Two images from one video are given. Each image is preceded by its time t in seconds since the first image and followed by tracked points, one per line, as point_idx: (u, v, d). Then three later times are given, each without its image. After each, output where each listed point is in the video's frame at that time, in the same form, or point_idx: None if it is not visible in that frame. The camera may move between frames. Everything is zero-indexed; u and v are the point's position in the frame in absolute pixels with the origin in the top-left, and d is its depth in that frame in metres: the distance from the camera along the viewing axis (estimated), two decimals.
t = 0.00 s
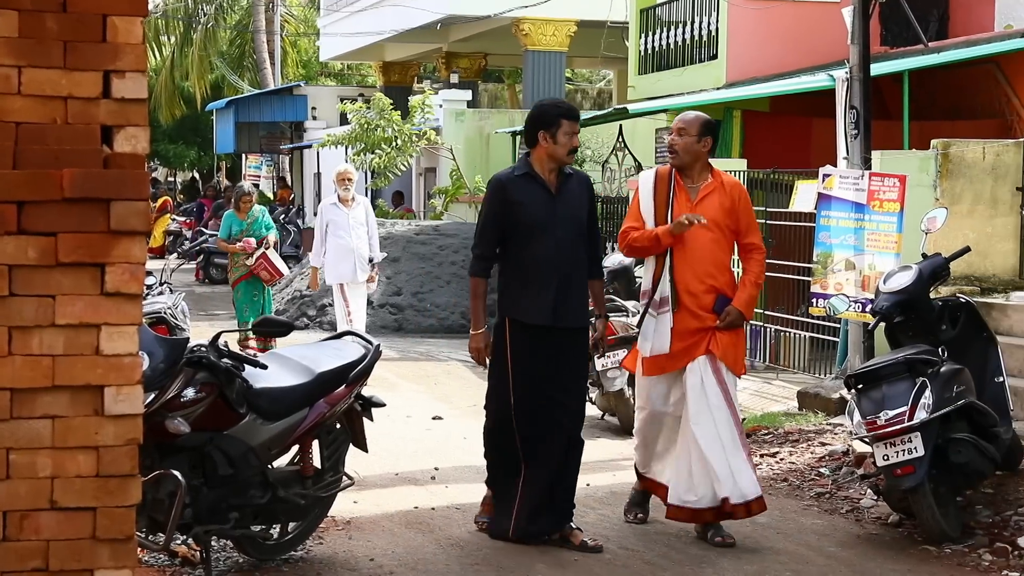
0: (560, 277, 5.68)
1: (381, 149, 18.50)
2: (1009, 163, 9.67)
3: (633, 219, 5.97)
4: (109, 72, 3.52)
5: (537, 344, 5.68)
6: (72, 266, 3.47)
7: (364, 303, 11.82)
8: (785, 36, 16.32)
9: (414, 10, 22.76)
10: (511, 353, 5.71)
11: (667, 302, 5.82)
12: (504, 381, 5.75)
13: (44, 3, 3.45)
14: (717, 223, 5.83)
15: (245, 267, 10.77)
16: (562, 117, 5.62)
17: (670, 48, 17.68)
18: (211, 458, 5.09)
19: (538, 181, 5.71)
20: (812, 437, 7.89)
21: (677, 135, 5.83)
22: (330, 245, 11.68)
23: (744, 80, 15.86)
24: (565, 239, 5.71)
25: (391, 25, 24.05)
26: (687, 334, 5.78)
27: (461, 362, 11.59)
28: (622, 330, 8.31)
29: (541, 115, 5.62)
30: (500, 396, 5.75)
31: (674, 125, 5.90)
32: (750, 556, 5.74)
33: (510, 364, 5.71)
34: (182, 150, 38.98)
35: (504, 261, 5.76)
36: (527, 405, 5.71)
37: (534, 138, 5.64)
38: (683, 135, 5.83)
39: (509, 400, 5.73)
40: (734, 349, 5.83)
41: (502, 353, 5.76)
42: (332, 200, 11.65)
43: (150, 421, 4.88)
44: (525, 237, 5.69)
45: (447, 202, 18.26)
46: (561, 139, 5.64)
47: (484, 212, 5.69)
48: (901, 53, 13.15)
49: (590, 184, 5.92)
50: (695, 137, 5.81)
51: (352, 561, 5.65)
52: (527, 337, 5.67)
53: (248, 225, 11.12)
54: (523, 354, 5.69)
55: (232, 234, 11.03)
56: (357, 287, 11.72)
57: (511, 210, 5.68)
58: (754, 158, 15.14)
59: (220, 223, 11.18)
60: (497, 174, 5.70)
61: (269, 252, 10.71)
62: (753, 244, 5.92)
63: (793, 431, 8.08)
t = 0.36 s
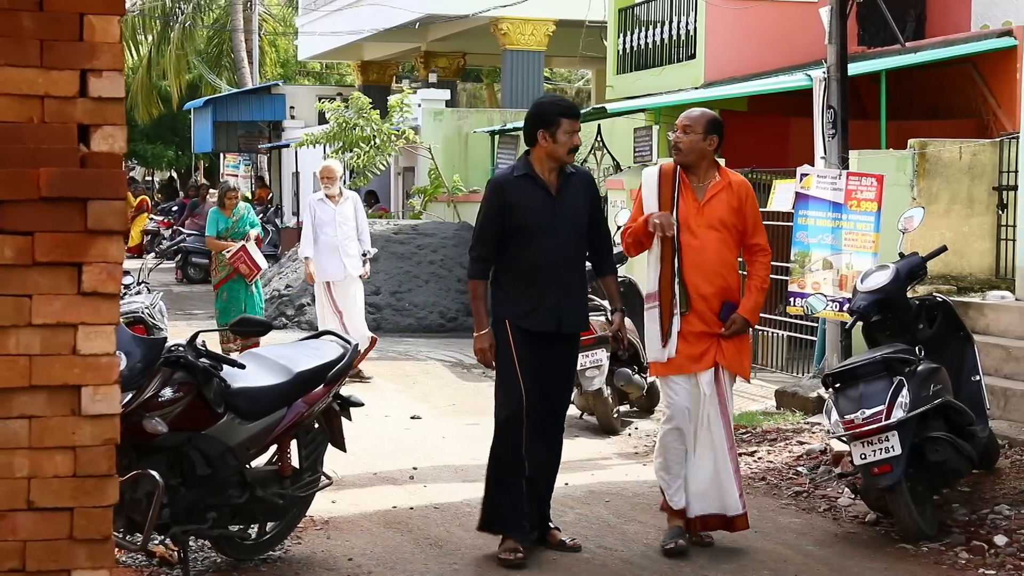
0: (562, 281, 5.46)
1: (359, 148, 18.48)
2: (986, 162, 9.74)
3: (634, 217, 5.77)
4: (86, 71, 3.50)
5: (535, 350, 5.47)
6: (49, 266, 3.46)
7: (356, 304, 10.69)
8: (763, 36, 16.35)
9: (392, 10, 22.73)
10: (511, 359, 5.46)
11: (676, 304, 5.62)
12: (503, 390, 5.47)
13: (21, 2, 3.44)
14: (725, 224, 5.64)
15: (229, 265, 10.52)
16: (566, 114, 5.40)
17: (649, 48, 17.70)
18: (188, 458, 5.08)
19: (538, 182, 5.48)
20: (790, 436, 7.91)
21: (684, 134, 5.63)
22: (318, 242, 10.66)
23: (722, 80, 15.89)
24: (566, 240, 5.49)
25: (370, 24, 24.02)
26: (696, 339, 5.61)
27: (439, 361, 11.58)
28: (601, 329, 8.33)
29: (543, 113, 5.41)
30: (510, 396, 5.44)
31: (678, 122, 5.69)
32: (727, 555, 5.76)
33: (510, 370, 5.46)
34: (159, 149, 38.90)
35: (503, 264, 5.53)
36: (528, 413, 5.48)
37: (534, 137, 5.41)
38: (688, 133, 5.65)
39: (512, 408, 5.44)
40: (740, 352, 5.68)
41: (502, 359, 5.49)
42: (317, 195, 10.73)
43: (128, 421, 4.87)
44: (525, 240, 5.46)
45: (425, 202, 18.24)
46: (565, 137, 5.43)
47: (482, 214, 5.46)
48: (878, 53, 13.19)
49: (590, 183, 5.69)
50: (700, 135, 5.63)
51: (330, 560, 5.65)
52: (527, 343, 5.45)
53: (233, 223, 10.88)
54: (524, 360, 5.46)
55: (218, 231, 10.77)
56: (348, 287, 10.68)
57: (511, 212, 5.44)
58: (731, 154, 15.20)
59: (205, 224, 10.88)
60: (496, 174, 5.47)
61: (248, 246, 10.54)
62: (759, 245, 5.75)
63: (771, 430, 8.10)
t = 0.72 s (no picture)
0: (546, 284, 5.34)
1: (335, 148, 18.44)
2: (960, 162, 9.79)
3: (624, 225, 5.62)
4: (61, 70, 3.47)
5: (523, 357, 5.32)
6: (24, 265, 3.45)
7: (342, 309, 10.24)
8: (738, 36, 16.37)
9: (368, 9, 22.70)
10: (500, 367, 5.28)
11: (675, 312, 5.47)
12: (494, 398, 5.29)
13: None
14: (719, 225, 5.53)
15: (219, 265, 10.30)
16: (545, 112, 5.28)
17: (625, 47, 17.72)
18: (164, 458, 5.06)
19: (519, 183, 5.34)
20: (765, 435, 7.93)
21: (669, 136, 5.50)
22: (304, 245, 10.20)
23: (698, 80, 15.91)
24: (550, 242, 5.37)
25: (346, 24, 23.98)
26: (700, 345, 5.47)
27: (414, 361, 11.58)
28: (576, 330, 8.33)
29: (520, 112, 5.28)
30: (503, 407, 5.26)
31: (660, 125, 5.55)
32: (703, 554, 5.76)
33: (500, 378, 5.29)
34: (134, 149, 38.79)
35: (484, 270, 5.38)
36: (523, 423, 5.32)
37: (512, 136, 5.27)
38: (673, 135, 5.50)
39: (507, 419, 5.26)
40: (740, 356, 5.58)
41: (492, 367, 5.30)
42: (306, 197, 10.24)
43: (103, 421, 4.88)
44: (509, 242, 5.31)
45: (402, 202, 18.22)
46: (545, 135, 5.30)
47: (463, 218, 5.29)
48: (853, 53, 13.22)
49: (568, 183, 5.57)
50: (684, 136, 5.50)
51: (306, 561, 5.64)
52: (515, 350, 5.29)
53: (226, 223, 10.59)
54: (515, 366, 5.29)
55: (207, 232, 10.49)
56: (334, 293, 10.21)
57: (493, 214, 5.29)
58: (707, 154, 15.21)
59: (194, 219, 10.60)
60: (474, 176, 5.31)
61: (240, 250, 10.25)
62: (749, 245, 5.65)
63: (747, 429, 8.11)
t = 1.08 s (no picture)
0: (530, 280, 5.16)
1: (311, 147, 18.42)
2: (935, 162, 9.83)
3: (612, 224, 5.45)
4: (35, 69, 3.44)
5: (509, 356, 5.11)
6: None
7: (324, 308, 10.24)
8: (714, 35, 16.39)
9: (344, 8, 22.67)
10: (478, 368, 5.13)
11: (662, 315, 5.30)
12: (472, 397, 5.15)
13: None
14: (711, 225, 5.34)
15: (210, 270, 9.86)
16: (524, 104, 5.10)
17: (602, 47, 17.73)
18: (139, 458, 5.05)
19: (499, 176, 5.17)
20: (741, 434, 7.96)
21: (669, 135, 5.31)
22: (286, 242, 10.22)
23: (674, 79, 15.92)
24: (532, 238, 5.19)
25: (322, 23, 23.95)
26: (690, 349, 5.22)
27: (391, 361, 11.57)
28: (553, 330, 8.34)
29: (498, 103, 5.10)
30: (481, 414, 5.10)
31: (664, 125, 5.36)
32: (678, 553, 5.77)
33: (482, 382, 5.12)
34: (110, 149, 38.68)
35: (467, 267, 5.20)
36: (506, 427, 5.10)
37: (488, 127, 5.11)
38: (680, 136, 5.31)
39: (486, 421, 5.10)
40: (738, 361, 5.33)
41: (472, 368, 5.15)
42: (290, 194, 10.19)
43: (78, 421, 4.85)
44: (489, 238, 5.14)
45: (378, 201, 18.19)
46: (523, 128, 5.11)
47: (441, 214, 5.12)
48: (829, 53, 13.25)
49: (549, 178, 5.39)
50: (691, 136, 5.31)
51: (283, 561, 5.63)
52: (500, 349, 5.11)
53: (212, 226, 10.14)
54: (495, 367, 5.11)
55: (194, 237, 10.04)
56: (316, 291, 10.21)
57: (473, 209, 5.11)
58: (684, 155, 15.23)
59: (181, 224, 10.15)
60: (453, 170, 5.15)
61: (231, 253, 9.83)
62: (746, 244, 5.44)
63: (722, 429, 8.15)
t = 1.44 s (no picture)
0: (529, 290, 4.84)
1: (288, 145, 18.40)
2: (910, 160, 9.86)
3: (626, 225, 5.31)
4: (10, 67, 3.42)
5: (505, 367, 4.81)
6: None
7: (289, 305, 10.23)
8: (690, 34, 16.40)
9: (321, 7, 22.64)
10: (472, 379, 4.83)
11: (662, 319, 5.13)
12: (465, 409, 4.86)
13: None
14: (724, 228, 5.16)
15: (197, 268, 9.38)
16: (527, 108, 4.79)
17: (578, 46, 17.74)
18: (115, 457, 5.03)
19: (500, 181, 4.86)
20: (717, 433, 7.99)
21: (677, 132, 5.15)
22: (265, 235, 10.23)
23: (651, 78, 15.93)
24: (533, 246, 4.88)
25: (298, 21, 23.90)
26: (691, 355, 5.06)
27: (368, 359, 11.55)
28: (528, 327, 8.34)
29: (500, 107, 4.79)
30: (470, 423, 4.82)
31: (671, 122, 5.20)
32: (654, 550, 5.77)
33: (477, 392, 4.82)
34: (85, 146, 38.55)
35: (464, 273, 4.88)
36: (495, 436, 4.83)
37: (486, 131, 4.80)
38: (684, 133, 5.14)
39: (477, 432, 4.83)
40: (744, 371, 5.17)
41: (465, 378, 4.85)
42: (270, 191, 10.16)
43: (53, 420, 4.83)
44: (488, 245, 4.83)
45: (355, 199, 18.16)
46: (524, 132, 4.80)
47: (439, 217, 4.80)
48: (804, 52, 13.27)
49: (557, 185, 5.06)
50: (696, 134, 5.13)
51: (259, 560, 5.62)
52: (496, 359, 4.80)
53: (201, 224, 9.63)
54: (490, 378, 4.81)
55: (182, 234, 9.52)
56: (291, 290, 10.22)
57: (473, 214, 4.80)
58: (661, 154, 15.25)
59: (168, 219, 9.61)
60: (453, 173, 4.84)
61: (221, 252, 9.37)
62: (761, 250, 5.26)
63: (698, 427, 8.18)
